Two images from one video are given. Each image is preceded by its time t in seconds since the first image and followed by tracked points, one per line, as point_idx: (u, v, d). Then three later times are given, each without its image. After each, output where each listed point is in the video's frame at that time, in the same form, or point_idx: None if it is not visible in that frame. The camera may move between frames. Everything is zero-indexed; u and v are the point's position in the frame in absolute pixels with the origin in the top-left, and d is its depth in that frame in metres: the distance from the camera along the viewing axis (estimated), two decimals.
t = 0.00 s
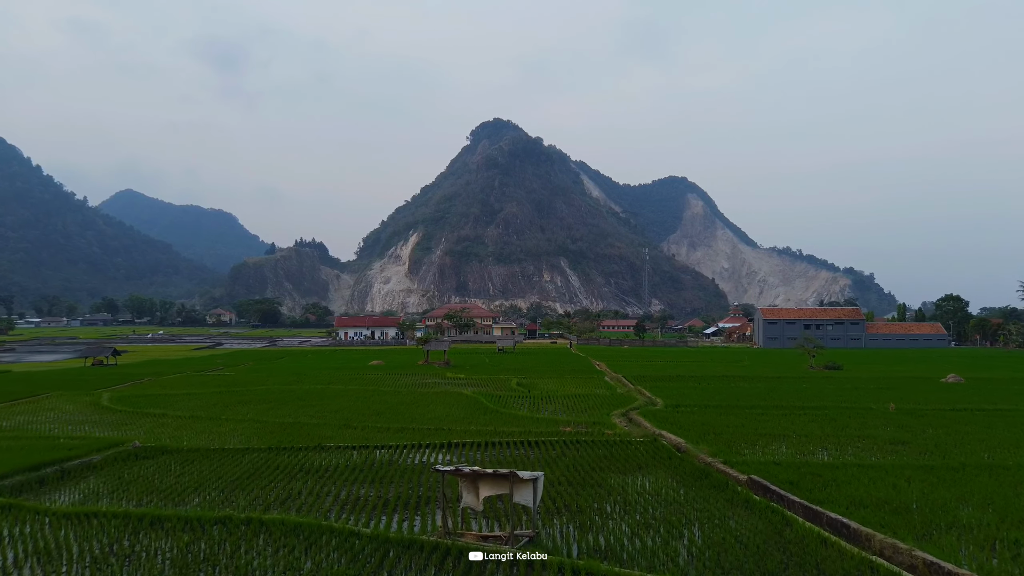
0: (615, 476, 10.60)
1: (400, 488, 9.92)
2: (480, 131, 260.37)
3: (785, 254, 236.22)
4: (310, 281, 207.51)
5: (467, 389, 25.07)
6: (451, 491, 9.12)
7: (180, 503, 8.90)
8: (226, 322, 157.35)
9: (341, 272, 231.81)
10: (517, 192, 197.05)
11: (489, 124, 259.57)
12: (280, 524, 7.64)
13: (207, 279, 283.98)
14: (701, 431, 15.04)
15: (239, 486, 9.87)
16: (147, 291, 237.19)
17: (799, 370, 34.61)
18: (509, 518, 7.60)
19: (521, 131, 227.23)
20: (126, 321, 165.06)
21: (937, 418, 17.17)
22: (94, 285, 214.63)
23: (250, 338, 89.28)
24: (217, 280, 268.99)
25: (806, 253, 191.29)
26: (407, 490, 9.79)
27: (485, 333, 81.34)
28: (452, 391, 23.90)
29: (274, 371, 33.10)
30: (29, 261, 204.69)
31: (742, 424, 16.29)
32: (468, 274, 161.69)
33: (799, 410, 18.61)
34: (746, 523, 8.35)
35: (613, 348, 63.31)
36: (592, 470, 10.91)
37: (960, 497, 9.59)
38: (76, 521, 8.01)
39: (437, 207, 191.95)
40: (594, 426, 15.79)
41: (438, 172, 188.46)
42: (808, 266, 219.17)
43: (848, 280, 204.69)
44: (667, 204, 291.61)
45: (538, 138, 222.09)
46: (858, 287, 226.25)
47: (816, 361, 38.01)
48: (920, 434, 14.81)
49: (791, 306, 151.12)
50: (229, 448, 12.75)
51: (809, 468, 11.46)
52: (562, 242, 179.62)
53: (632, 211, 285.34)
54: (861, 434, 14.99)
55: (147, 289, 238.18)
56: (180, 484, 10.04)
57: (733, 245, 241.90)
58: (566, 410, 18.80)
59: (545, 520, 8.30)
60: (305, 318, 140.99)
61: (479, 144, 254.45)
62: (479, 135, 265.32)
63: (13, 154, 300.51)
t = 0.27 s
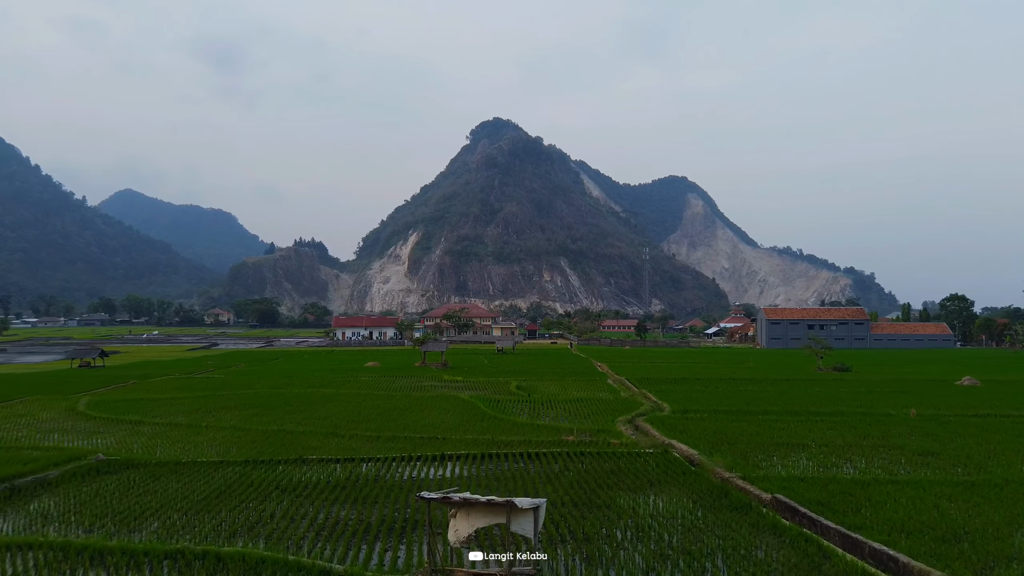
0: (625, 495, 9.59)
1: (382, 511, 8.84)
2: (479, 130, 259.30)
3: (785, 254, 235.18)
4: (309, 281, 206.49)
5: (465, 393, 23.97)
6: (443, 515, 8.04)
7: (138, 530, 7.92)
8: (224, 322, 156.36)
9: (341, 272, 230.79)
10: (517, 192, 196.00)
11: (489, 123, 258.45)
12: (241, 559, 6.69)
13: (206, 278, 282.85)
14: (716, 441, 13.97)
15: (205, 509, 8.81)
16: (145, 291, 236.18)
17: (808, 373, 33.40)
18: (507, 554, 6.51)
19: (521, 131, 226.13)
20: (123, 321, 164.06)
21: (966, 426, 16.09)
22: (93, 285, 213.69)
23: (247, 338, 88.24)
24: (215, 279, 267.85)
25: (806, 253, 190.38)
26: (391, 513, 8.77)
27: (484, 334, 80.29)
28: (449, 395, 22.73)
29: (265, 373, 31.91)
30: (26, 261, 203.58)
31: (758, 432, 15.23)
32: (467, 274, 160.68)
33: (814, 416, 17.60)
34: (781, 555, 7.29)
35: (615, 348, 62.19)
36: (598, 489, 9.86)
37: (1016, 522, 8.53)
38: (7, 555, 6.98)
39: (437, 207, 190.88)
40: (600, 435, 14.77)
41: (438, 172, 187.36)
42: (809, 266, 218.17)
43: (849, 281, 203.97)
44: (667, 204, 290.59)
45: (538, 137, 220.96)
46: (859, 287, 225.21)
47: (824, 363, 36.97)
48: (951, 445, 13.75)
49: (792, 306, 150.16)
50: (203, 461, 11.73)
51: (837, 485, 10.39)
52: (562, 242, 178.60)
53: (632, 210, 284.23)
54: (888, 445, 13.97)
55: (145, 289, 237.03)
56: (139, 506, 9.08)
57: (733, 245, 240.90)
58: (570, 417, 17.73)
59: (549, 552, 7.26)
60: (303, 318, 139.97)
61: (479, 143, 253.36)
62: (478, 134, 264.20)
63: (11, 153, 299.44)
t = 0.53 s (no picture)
0: (635, 518, 8.59)
1: (361, 539, 7.81)
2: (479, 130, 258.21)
3: (786, 254, 234.06)
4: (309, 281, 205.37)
5: (463, 396, 22.96)
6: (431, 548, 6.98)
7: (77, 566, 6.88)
8: (222, 322, 155.31)
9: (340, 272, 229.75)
10: (517, 191, 194.91)
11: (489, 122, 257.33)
12: None
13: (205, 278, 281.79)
14: (730, 452, 12.95)
15: (159, 538, 7.78)
16: (144, 291, 235.09)
17: (817, 375, 32.36)
18: None
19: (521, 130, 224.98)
20: (121, 321, 163.03)
21: (998, 435, 15.00)
22: (91, 284, 212.68)
23: (243, 339, 87.17)
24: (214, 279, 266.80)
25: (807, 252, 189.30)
26: (369, 542, 7.75)
27: (484, 333, 79.29)
28: (445, 399, 21.71)
29: (255, 375, 30.88)
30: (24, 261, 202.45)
31: (775, 441, 14.15)
32: (467, 273, 159.66)
33: (832, 424, 16.50)
34: None
35: (616, 349, 61.13)
36: (606, 512, 8.82)
37: None
38: None
39: (436, 206, 189.83)
40: (606, 444, 13.74)
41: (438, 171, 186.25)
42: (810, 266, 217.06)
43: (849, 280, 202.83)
44: (668, 203, 289.49)
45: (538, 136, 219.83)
46: (860, 286, 224.11)
47: (832, 364, 35.90)
48: (986, 458, 12.66)
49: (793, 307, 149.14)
50: (170, 476, 10.68)
51: (871, 506, 9.32)
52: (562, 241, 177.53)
53: (632, 210, 283.15)
54: (917, 457, 12.94)
55: (144, 288, 235.95)
56: (86, 534, 8.06)
57: (733, 244, 239.83)
58: (572, 424, 16.69)
59: None
60: (302, 319, 138.98)
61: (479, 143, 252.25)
62: (478, 134, 263.06)
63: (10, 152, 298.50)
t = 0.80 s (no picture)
0: (651, 548, 7.59)
1: None
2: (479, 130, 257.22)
3: (786, 253, 232.98)
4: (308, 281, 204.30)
5: (460, 401, 21.97)
6: None
7: None
8: (220, 322, 154.35)
9: (339, 271, 228.68)
10: (517, 191, 193.81)
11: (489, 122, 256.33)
12: None
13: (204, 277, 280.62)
14: (747, 465, 11.93)
15: None
16: (142, 291, 234.15)
17: (826, 377, 31.33)
18: None
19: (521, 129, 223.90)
20: (119, 321, 162.07)
21: None
22: (90, 284, 211.73)
23: (240, 339, 86.14)
24: (213, 279, 265.77)
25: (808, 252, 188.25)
26: None
27: (483, 334, 78.32)
28: (441, 404, 20.69)
29: (246, 377, 29.82)
30: (23, 261, 201.54)
31: (795, 452, 13.14)
32: (467, 273, 158.67)
33: (857, 432, 15.39)
34: None
35: (617, 350, 60.15)
36: (616, 540, 7.78)
37: None
38: None
39: (436, 206, 188.81)
40: (611, 455, 12.75)
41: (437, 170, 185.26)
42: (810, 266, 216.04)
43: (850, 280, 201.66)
44: (667, 203, 288.46)
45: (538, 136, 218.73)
46: (860, 286, 223.14)
47: (841, 366, 34.88)
48: None
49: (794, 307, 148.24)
50: (126, 495, 9.56)
51: (914, 533, 8.26)
52: (562, 241, 176.49)
53: (633, 209, 282.03)
54: (949, 469, 11.98)
55: (142, 288, 234.82)
56: (18, 570, 6.99)
57: (734, 244, 238.86)
58: (574, 432, 15.68)
59: None
60: (300, 319, 137.99)
61: (479, 142, 251.01)
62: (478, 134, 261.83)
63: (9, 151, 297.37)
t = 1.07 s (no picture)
0: None
1: None
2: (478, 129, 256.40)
3: (786, 253, 232.07)
4: (307, 281, 203.23)
5: (457, 406, 20.97)
6: None
7: None
8: (219, 322, 153.33)
9: (339, 271, 227.76)
10: (517, 190, 192.87)
11: (488, 122, 255.53)
12: None
13: (203, 277, 279.63)
14: (768, 482, 10.97)
15: None
16: (141, 291, 233.06)
17: (835, 379, 30.31)
18: None
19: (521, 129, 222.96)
20: (116, 321, 161.04)
21: None
22: (88, 284, 210.67)
23: (237, 340, 85.09)
24: (212, 279, 264.85)
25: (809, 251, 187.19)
26: None
27: (482, 334, 77.39)
28: (436, 409, 19.66)
29: (234, 381, 28.75)
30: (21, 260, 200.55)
31: (816, 464, 12.21)
32: (466, 273, 157.64)
33: (882, 442, 14.38)
34: None
35: (619, 351, 59.25)
36: None
37: None
38: None
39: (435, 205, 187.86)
40: (618, 469, 11.78)
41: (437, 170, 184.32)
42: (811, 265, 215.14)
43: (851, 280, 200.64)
44: (667, 203, 287.54)
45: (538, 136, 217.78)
46: (861, 286, 222.34)
47: (851, 368, 33.89)
48: None
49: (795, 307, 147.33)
50: (79, 520, 8.55)
51: (966, 566, 7.31)
52: (562, 241, 175.49)
53: (633, 209, 281.07)
54: (989, 486, 10.98)
55: (141, 288, 233.86)
56: None
57: (734, 244, 237.92)
58: (577, 441, 14.68)
59: None
60: (299, 319, 137.07)
61: (478, 142, 250.01)
62: (477, 133, 260.85)
63: (8, 151, 296.47)
